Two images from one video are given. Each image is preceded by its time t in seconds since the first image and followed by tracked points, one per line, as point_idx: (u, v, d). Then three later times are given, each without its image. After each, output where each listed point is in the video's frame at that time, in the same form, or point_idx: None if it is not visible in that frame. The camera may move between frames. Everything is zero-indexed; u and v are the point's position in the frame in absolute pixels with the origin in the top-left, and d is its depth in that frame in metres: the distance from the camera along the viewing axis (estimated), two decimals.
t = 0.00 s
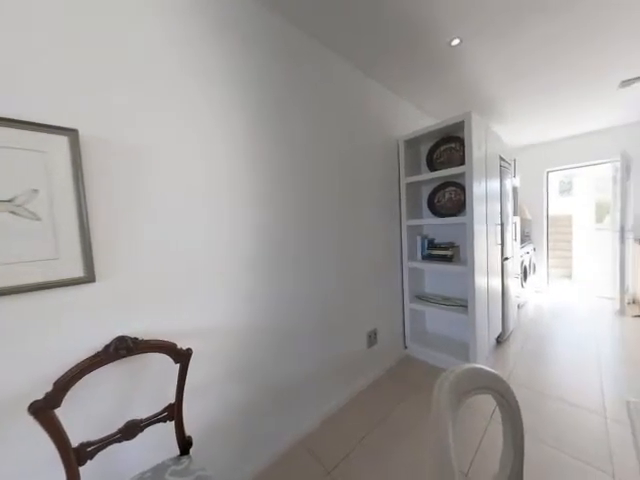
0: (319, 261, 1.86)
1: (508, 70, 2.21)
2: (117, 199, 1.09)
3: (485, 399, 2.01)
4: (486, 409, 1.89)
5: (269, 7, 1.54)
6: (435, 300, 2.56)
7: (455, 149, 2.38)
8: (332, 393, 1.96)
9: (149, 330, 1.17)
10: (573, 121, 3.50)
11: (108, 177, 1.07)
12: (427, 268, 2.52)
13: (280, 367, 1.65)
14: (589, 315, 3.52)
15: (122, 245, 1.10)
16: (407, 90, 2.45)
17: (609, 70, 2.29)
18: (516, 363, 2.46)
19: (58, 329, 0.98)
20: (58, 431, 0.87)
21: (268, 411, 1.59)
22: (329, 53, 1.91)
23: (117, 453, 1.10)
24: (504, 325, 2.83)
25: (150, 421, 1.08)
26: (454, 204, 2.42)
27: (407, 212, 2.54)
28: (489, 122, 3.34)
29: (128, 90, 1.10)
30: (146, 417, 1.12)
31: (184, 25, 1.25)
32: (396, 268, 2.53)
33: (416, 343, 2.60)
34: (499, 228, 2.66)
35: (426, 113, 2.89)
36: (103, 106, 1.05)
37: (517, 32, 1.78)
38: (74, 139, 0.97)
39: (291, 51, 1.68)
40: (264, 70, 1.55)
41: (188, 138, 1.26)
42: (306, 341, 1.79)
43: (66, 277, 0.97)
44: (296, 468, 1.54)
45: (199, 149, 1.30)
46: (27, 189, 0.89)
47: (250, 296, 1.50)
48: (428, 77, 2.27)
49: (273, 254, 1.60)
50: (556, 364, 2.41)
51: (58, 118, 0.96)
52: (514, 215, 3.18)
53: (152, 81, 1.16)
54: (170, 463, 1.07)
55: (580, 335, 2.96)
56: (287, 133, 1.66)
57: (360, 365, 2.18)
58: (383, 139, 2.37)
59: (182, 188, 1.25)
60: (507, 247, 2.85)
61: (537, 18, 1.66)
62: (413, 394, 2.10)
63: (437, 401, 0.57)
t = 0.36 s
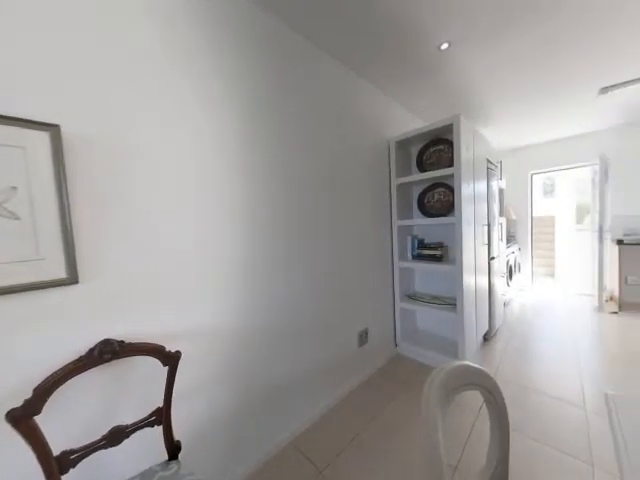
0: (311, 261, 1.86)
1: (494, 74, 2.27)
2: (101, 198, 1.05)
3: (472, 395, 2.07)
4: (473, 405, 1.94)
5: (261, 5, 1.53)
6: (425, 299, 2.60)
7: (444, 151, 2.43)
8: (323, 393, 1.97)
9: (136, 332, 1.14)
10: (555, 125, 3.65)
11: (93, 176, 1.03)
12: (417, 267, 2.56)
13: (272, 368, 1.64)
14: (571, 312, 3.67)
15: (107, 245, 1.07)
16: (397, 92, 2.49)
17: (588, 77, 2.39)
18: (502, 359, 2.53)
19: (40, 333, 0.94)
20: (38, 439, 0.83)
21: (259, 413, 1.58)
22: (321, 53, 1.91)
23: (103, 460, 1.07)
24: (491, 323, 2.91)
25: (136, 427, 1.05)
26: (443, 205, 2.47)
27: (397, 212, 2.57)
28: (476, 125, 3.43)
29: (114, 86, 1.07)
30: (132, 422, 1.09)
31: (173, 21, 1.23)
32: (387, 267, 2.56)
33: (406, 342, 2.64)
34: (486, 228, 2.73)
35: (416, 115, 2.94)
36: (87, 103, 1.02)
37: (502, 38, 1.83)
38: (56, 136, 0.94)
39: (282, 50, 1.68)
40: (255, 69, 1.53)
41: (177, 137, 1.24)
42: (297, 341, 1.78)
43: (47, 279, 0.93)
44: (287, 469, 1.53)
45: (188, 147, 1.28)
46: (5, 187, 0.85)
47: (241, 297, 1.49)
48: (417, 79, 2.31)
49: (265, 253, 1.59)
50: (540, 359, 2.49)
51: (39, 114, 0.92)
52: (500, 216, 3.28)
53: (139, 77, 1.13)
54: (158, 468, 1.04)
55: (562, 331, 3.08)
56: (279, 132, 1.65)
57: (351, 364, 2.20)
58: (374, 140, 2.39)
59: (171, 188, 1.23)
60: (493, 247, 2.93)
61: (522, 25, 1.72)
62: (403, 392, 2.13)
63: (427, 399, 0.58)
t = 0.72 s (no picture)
0: (302, 260, 1.86)
1: (481, 79, 2.34)
2: (84, 197, 1.02)
3: (461, 392, 2.12)
4: (461, 401, 1.98)
5: (252, 3, 1.52)
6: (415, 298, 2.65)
7: (434, 153, 2.48)
8: (315, 392, 1.97)
9: (121, 335, 1.11)
10: (538, 129, 3.79)
11: (75, 173, 1.00)
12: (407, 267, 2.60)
13: (263, 369, 1.63)
14: (553, 309, 3.82)
15: (91, 246, 1.03)
16: (388, 94, 2.52)
17: (569, 83, 2.49)
18: (489, 356, 2.61)
19: (18, 337, 0.90)
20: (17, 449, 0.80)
21: (250, 414, 1.57)
22: (312, 53, 1.91)
23: (87, 468, 1.03)
24: (478, 321, 2.99)
25: (122, 433, 1.01)
26: (433, 205, 2.52)
27: (388, 213, 2.60)
28: (464, 128, 3.51)
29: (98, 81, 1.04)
30: (117, 429, 1.05)
31: (161, 16, 1.20)
32: (378, 267, 2.58)
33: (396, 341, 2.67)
34: (474, 229, 2.80)
35: (406, 117, 2.99)
36: (71, 98, 0.99)
37: (489, 43, 1.88)
38: (36, 131, 0.90)
39: (274, 49, 1.67)
40: (246, 67, 1.52)
41: (165, 134, 1.21)
42: (288, 341, 1.77)
43: (26, 281, 0.89)
44: (278, 471, 1.52)
45: (177, 145, 1.25)
46: None
47: (231, 297, 1.47)
48: (408, 82, 2.34)
49: (257, 254, 1.58)
50: (524, 355, 2.58)
51: (17, 108, 0.88)
52: (487, 216, 3.37)
53: (126, 72, 1.10)
54: (145, 475, 1.02)
55: (544, 328, 3.20)
56: (270, 131, 1.64)
57: (343, 364, 2.21)
58: (365, 141, 2.41)
59: (160, 187, 1.20)
60: (480, 247, 3.01)
61: (507, 32, 1.77)
62: (394, 390, 2.16)
63: (417, 398, 0.59)
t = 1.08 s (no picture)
0: (294, 260, 1.85)
1: (469, 82, 2.39)
2: (66, 194, 0.98)
3: (450, 389, 2.16)
4: (450, 398, 2.03)
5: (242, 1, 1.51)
6: (405, 297, 2.68)
7: (423, 154, 2.52)
8: (307, 392, 1.97)
9: (106, 338, 1.07)
10: (523, 133, 3.91)
11: (57, 170, 0.96)
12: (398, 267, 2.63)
13: (254, 370, 1.61)
14: (537, 307, 3.95)
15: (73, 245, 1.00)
16: (379, 95, 2.55)
17: (552, 88, 2.59)
18: (477, 353, 2.67)
19: None
20: None
21: (241, 416, 1.55)
22: (303, 53, 1.91)
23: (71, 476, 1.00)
24: (466, 319, 3.06)
25: (107, 439, 0.98)
26: (423, 206, 2.56)
27: (379, 213, 2.63)
28: (453, 130, 3.59)
29: (81, 76, 1.01)
30: (102, 435, 1.02)
31: (149, 10, 1.17)
32: (369, 267, 2.61)
33: (387, 340, 2.70)
34: (462, 229, 2.87)
35: (396, 118, 3.03)
36: (52, 93, 0.95)
37: (476, 48, 1.94)
38: (14, 126, 0.87)
39: (265, 47, 1.66)
40: (237, 65, 1.50)
41: (152, 131, 1.18)
42: (280, 342, 1.77)
43: (3, 281, 0.85)
44: (269, 472, 1.51)
45: (165, 143, 1.22)
46: None
47: (221, 298, 1.45)
48: (398, 84, 2.38)
49: (248, 254, 1.57)
50: (510, 352, 2.66)
51: None
52: (475, 217, 3.45)
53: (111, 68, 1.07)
54: None
55: (529, 325, 3.31)
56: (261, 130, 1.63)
57: (334, 363, 2.22)
58: (357, 142, 2.43)
59: (147, 186, 1.17)
60: (468, 246, 3.08)
61: (493, 37, 1.83)
62: (384, 389, 2.18)
63: (407, 395, 0.60)
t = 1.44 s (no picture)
0: (286, 260, 1.84)
1: (458, 85, 2.45)
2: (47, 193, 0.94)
3: (439, 386, 2.20)
4: (439, 395, 2.06)
5: None
6: (396, 296, 2.72)
7: (414, 155, 2.56)
8: (298, 393, 1.97)
9: (90, 342, 1.04)
10: (509, 136, 4.04)
11: (36, 167, 0.92)
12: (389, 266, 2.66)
13: (245, 372, 1.59)
14: (522, 304, 4.09)
15: (54, 246, 0.96)
16: (370, 96, 2.57)
17: (536, 93, 2.68)
18: (465, 350, 2.74)
19: None
20: None
21: (232, 419, 1.53)
22: (295, 52, 1.90)
23: None
24: (455, 317, 3.12)
25: (91, 446, 0.94)
26: (413, 206, 2.60)
27: (371, 213, 2.65)
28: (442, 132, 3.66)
29: (63, 70, 0.97)
30: (86, 442, 0.98)
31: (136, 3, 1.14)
32: (360, 266, 2.62)
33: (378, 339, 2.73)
34: (451, 229, 2.93)
35: (387, 119, 3.06)
36: (32, 87, 0.91)
37: (465, 52, 1.98)
38: None
39: (257, 46, 1.64)
40: (228, 63, 1.48)
41: (138, 128, 1.15)
42: (272, 342, 1.76)
43: None
44: (261, 474, 1.50)
45: (152, 140, 1.19)
46: None
47: (212, 299, 1.43)
48: (389, 85, 2.40)
49: (239, 254, 1.55)
50: (496, 349, 2.74)
51: None
52: (463, 217, 3.54)
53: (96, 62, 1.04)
54: None
55: (515, 322, 3.41)
56: (253, 129, 1.61)
57: (326, 363, 2.22)
58: (348, 142, 2.44)
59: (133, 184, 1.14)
60: (457, 246, 3.15)
61: (480, 43, 1.88)
62: (376, 387, 2.20)
63: (398, 394, 0.61)
